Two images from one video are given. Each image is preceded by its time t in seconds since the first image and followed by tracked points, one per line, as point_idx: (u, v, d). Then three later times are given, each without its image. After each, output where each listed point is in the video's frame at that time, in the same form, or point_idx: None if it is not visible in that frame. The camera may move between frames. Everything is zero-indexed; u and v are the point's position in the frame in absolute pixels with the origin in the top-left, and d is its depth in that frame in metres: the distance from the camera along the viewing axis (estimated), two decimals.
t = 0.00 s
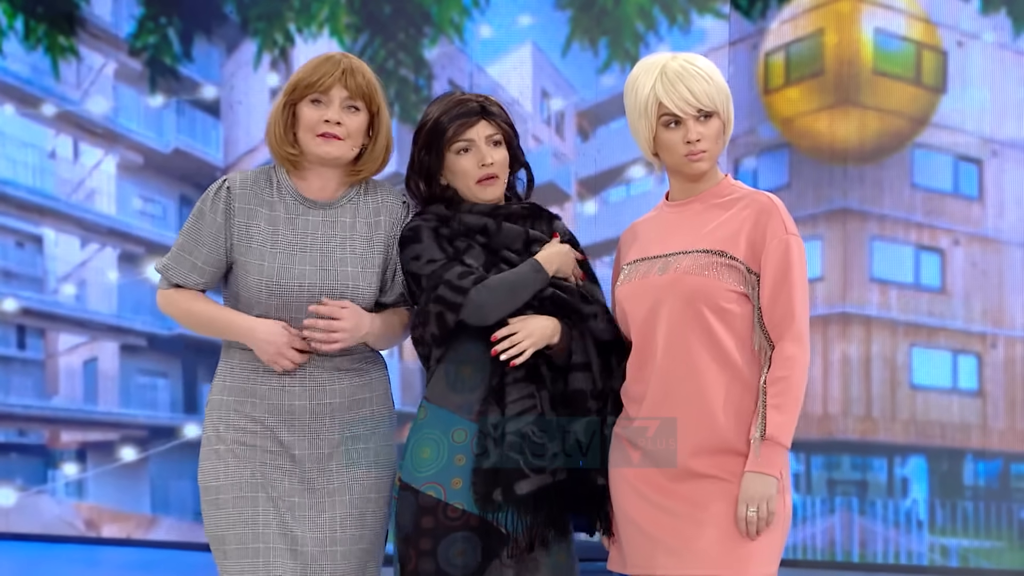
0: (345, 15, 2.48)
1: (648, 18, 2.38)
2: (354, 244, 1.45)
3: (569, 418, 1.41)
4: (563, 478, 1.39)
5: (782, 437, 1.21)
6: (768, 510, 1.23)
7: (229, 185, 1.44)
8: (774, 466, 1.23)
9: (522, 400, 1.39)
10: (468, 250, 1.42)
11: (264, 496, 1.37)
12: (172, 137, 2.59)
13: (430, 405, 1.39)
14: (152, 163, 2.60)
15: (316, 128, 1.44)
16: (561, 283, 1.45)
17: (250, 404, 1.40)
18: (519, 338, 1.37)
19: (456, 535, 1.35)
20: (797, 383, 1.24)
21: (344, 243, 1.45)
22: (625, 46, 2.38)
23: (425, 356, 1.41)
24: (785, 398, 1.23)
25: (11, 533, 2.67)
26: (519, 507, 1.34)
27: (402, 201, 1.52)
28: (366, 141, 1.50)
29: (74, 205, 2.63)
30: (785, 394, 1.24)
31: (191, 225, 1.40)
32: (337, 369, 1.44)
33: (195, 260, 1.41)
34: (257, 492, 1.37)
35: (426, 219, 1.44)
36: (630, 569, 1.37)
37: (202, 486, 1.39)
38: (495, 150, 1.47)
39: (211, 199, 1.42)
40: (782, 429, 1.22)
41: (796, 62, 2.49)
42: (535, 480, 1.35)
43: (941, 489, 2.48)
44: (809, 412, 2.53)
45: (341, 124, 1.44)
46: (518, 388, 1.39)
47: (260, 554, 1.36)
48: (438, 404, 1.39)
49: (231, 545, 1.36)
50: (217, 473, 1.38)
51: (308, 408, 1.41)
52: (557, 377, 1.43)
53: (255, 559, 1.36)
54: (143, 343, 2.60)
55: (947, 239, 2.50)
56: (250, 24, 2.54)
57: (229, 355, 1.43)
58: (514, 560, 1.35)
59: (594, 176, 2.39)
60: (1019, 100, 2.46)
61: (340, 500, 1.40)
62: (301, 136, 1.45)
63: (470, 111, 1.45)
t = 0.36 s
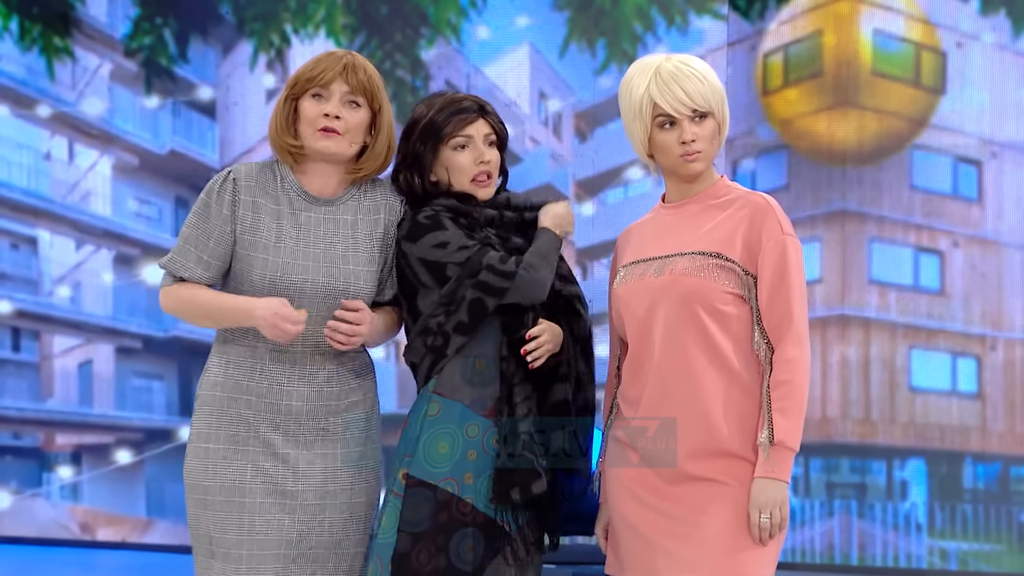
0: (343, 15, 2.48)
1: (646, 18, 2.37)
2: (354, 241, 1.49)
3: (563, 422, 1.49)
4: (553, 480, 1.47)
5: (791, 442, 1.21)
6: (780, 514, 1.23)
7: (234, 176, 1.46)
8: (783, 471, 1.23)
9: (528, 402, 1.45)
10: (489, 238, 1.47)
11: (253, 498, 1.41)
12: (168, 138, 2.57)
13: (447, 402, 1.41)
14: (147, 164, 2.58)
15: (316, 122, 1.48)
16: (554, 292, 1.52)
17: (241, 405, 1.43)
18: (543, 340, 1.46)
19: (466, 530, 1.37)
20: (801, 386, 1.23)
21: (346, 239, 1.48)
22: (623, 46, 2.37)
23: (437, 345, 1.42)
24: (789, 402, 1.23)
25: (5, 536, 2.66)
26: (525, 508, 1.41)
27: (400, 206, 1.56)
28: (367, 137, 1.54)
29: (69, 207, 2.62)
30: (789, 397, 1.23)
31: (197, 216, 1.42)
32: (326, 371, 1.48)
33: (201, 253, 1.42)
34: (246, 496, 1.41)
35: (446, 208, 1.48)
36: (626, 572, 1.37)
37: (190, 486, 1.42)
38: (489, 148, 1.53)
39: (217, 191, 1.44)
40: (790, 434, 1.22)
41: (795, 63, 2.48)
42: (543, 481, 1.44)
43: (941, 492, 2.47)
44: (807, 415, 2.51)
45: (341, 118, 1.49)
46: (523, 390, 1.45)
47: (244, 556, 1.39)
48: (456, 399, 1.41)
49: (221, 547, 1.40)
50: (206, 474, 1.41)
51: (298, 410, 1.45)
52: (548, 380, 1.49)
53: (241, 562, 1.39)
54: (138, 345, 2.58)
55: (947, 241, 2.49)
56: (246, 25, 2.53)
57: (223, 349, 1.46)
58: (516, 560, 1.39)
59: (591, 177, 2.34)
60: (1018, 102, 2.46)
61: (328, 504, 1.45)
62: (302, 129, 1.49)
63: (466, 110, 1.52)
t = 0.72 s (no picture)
0: (341, 16, 2.46)
1: (646, 19, 2.35)
2: (348, 239, 1.51)
3: (565, 422, 1.57)
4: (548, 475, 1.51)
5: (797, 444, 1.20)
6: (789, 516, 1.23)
7: (229, 170, 1.46)
8: (790, 473, 1.23)
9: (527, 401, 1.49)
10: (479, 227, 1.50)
11: (243, 504, 1.41)
12: (166, 139, 2.57)
13: (456, 395, 1.42)
14: (145, 165, 2.57)
15: (304, 121, 1.48)
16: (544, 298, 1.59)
17: (233, 409, 1.42)
18: (530, 339, 1.48)
19: (472, 524, 1.39)
20: (804, 388, 1.23)
21: (340, 237, 1.50)
22: (623, 47, 2.36)
23: (439, 338, 1.44)
24: (794, 403, 1.23)
25: (2, 539, 2.65)
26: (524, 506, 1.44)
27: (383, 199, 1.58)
28: (357, 138, 1.53)
29: (67, 208, 2.62)
30: (793, 398, 1.23)
31: (187, 213, 1.40)
32: (320, 375, 1.47)
33: (195, 249, 1.41)
34: (235, 502, 1.41)
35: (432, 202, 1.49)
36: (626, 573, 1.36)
37: (178, 488, 1.43)
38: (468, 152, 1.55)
39: (209, 188, 1.43)
40: (796, 435, 1.22)
41: (795, 64, 2.47)
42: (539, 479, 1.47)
43: (942, 494, 2.46)
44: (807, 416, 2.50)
45: (329, 118, 1.48)
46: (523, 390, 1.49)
47: (233, 562, 1.41)
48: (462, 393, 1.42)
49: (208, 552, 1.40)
50: (195, 478, 1.42)
51: (292, 415, 1.44)
52: (549, 379, 1.56)
53: (230, 568, 1.41)
54: (136, 346, 2.58)
55: (948, 242, 2.47)
56: (244, 25, 2.52)
57: (213, 349, 1.45)
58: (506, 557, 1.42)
59: (592, 178, 2.36)
60: (1020, 102, 2.45)
61: (320, 510, 1.45)
62: (291, 129, 1.48)
63: (441, 116, 1.52)
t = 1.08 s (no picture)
0: (341, 15, 2.46)
1: (646, 18, 2.35)
2: (338, 231, 1.52)
3: (558, 420, 1.54)
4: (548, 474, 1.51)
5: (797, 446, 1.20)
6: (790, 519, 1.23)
7: (215, 169, 1.49)
8: (790, 475, 1.23)
9: (516, 404, 1.48)
10: (461, 234, 1.50)
11: (234, 496, 1.43)
12: (166, 138, 2.57)
13: (434, 404, 1.45)
14: (146, 164, 2.57)
15: (291, 119, 1.50)
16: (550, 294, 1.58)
17: (223, 402, 1.45)
18: (514, 342, 1.46)
19: (462, 532, 1.42)
20: (804, 389, 1.23)
21: (330, 229, 1.51)
22: (623, 46, 2.35)
23: (414, 349, 1.46)
24: (794, 406, 1.22)
25: (2, 538, 2.65)
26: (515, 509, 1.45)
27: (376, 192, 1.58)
28: (345, 133, 1.55)
29: (67, 207, 2.62)
30: (792, 401, 1.22)
31: (174, 214, 1.45)
32: (311, 367, 1.49)
33: (183, 248, 1.45)
34: (226, 494, 1.43)
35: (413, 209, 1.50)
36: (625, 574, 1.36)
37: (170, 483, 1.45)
38: (459, 150, 1.54)
39: (194, 188, 1.46)
40: (797, 438, 1.22)
41: (795, 63, 2.47)
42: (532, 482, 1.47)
43: (942, 494, 2.45)
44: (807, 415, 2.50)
45: (316, 114, 1.50)
46: (510, 392, 1.48)
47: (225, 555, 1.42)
48: (444, 401, 1.45)
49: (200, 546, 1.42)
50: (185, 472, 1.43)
51: (282, 406, 1.46)
52: (542, 375, 1.54)
53: (223, 561, 1.42)
54: (136, 346, 2.58)
55: (948, 241, 2.47)
56: (244, 25, 2.51)
57: (204, 344, 1.48)
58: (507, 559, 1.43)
59: (591, 177, 2.36)
60: (1020, 102, 2.45)
61: (312, 503, 1.46)
62: (278, 127, 1.50)
63: (432, 113, 1.51)
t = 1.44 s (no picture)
0: (341, 15, 2.46)
1: (647, 17, 2.35)
2: (312, 233, 1.46)
3: (563, 422, 1.53)
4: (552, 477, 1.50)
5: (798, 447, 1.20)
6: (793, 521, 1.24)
7: (185, 177, 1.40)
8: (792, 476, 1.23)
9: (512, 411, 1.49)
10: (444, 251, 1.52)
11: (206, 503, 1.36)
12: (166, 138, 2.55)
13: (415, 410, 1.49)
14: (145, 164, 2.57)
15: (281, 127, 1.43)
16: (558, 299, 1.57)
17: (197, 406, 1.37)
18: (507, 352, 1.46)
19: (453, 538, 1.43)
20: (805, 390, 1.23)
21: (305, 231, 1.45)
22: (623, 46, 2.35)
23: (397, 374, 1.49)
24: (795, 407, 1.22)
25: (2, 538, 2.65)
26: (511, 514, 1.45)
27: (345, 196, 1.55)
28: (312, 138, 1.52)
29: (67, 207, 2.62)
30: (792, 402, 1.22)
31: (146, 222, 1.35)
32: (287, 369, 1.43)
33: (158, 257, 1.35)
34: (198, 500, 1.36)
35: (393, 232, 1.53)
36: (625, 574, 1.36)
37: (138, 489, 1.37)
38: (462, 153, 1.53)
39: (165, 195, 1.38)
40: (798, 439, 1.22)
41: (795, 63, 2.46)
42: (528, 488, 1.46)
43: (942, 494, 2.45)
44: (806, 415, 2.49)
45: (302, 122, 1.46)
46: (506, 398, 1.50)
47: (197, 562, 1.35)
48: (427, 408, 1.49)
49: (170, 553, 1.34)
50: (157, 477, 1.36)
51: (258, 410, 1.39)
52: (544, 376, 1.55)
53: (194, 569, 1.35)
54: (136, 346, 2.59)
55: (948, 241, 2.47)
56: (244, 24, 2.50)
57: (175, 348, 1.40)
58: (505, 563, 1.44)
59: (591, 177, 2.36)
60: (1020, 102, 2.45)
61: (287, 507, 1.40)
62: (262, 134, 1.43)
63: (437, 114, 1.51)
